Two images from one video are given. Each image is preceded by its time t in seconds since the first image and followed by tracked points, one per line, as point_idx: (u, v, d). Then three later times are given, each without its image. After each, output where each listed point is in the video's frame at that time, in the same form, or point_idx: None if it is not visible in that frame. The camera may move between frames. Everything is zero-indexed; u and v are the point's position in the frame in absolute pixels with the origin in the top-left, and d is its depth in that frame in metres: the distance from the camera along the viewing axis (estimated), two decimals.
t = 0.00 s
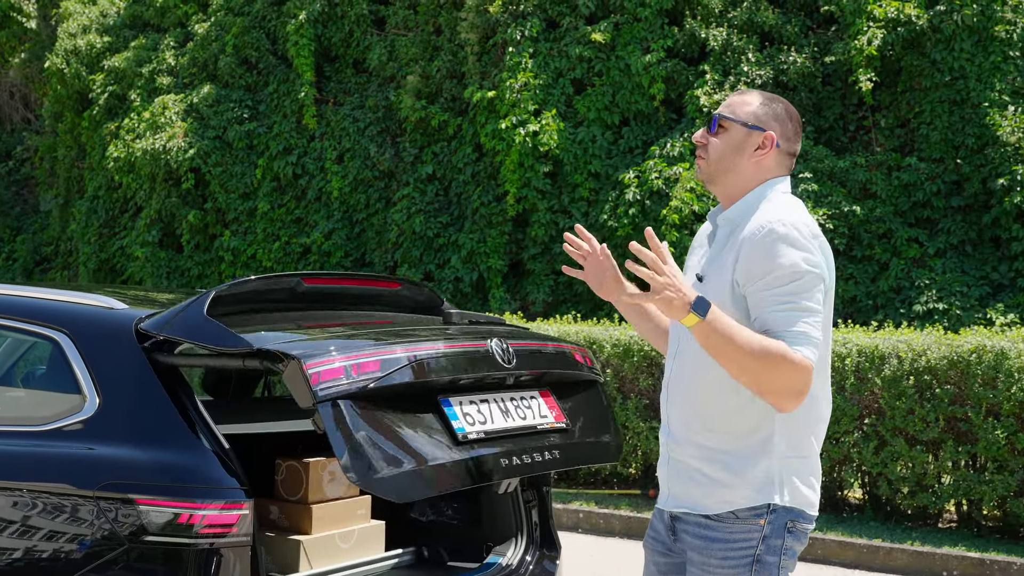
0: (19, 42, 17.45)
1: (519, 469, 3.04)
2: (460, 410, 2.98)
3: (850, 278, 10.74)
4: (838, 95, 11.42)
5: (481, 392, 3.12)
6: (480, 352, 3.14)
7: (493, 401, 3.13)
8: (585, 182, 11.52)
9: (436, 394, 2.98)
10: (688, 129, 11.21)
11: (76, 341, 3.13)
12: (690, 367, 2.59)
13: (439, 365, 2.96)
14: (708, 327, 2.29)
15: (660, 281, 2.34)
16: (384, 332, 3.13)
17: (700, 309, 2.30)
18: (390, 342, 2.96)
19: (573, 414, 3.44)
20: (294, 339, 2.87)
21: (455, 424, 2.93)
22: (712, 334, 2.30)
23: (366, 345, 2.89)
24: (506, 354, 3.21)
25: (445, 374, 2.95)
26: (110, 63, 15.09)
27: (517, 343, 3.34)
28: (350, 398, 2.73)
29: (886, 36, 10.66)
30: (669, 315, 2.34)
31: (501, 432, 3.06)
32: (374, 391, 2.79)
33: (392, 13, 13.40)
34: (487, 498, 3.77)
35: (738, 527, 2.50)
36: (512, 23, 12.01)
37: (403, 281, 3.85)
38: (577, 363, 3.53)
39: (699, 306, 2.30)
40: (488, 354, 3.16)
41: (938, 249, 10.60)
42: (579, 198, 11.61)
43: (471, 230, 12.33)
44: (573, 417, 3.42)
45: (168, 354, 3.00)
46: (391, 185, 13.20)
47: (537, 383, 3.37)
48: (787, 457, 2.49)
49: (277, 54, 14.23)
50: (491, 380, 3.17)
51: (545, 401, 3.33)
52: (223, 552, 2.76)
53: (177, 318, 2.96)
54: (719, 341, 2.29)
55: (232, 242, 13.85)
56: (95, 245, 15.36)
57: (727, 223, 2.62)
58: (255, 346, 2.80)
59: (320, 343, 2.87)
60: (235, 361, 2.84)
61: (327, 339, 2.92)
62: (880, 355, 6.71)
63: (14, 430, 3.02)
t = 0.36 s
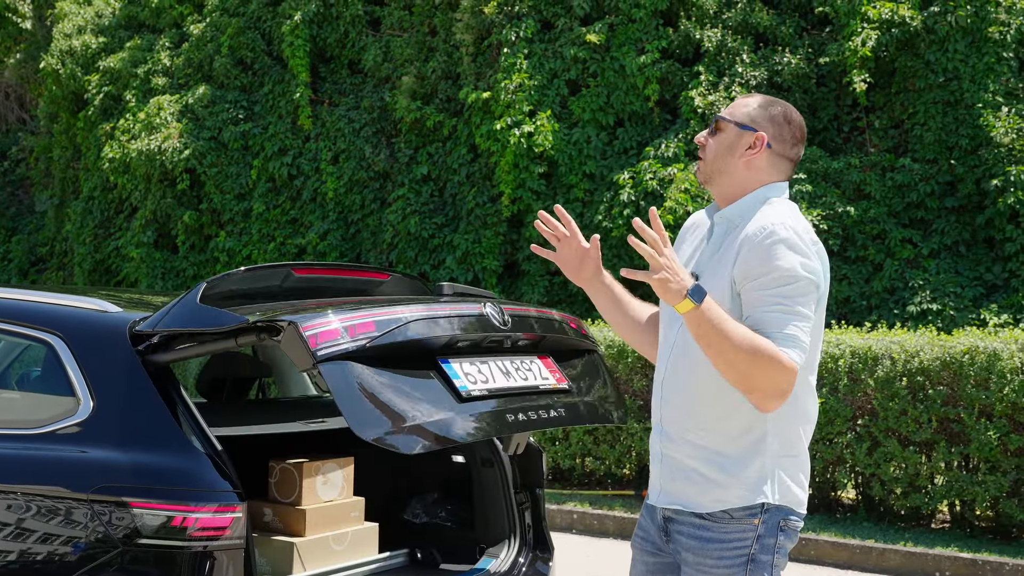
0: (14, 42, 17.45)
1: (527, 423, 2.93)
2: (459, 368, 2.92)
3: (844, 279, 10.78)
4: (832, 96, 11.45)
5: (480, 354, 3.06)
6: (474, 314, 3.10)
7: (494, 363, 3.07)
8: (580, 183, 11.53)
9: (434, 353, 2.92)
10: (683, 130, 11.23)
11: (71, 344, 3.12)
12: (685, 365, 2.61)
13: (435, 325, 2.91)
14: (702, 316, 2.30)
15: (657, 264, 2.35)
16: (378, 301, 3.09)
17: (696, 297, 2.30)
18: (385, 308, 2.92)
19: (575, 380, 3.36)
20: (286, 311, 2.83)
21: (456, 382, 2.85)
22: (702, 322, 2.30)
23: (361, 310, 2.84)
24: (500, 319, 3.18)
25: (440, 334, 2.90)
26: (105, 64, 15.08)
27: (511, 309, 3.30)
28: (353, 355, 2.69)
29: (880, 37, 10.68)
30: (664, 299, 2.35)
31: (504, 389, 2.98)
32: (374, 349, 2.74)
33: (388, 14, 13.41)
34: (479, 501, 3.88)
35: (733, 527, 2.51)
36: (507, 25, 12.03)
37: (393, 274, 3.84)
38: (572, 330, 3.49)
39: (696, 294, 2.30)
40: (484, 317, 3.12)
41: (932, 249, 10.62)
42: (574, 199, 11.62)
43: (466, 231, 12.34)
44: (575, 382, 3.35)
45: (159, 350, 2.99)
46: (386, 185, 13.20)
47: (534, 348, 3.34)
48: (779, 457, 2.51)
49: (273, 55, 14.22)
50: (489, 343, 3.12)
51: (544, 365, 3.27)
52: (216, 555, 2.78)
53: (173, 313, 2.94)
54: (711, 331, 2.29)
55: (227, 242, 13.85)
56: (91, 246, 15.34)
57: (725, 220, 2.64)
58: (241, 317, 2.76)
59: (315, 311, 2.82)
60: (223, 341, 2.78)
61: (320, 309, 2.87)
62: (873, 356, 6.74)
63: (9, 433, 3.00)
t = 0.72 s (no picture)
0: (11, 43, 17.47)
1: (532, 374, 2.91)
2: (455, 325, 2.87)
3: (840, 279, 10.80)
4: (829, 97, 11.46)
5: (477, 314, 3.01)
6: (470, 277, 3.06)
7: (490, 322, 3.02)
8: (576, 183, 11.54)
9: (430, 312, 2.88)
10: (680, 130, 11.24)
11: (64, 343, 3.12)
12: (674, 367, 2.62)
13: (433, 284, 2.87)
14: (674, 328, 2.35)
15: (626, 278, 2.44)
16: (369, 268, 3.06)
17: (666, 310, 2.36)
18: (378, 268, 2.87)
19: (575, 341, 3.33)
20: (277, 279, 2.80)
21: (454, 337, 2.80)
22: (676, 332, 2.35)
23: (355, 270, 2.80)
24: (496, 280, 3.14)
25: (438, 292, 2.86)
26: (103, 64, 15.09)
27: (502, 271, 3.26)
28: (351, 312, 2.65)
29: (876, 38, 10.70)
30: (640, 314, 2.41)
31: (504, 346, 2.94)
32: (371, 306, 2.70)
33: (384, 15, 13.39)
34: (474, 498, 3.90)
35: (721, 525, 2.52)
36: (504, 25, 12.04)
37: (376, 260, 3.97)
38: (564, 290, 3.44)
39: (666, 307, 2.36)
40: (477, 277, 3.07)
41: (928, 250, 10.62)
42: (571, 199, 11.62)
43: (463, 231, 12.34)
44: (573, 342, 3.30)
45: (151, 346, 3.01)
46: (383, 185, 13.19)
47: (528, 313, 3.30)
48: (766, 460, 2.52)
49: (270, 55, 14.21)
50: (484, 305, 3.08)
51: (540, 326, 3.23)
52: (210, 555, 2.78)
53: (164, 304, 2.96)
54: (683, 338, 2.35)
55: (225, 242, 13.85)
56: (88, 246, 15.34)
57: (707, 224, 2.66)
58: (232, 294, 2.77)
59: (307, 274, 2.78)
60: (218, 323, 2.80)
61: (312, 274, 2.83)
62: (869, 356, 6.76)
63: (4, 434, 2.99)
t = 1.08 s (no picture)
0: (8, 42, 17.43)
1: (538, 327, 2.90)
2: (456, 283, 2.85)
3: (839, 280, 10.81)
4: (828, 97, 11.47)
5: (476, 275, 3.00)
6: (461, 240, 3.07)
7: (490, 282, 3.01)
8: (575, 183, 11.53)
9: (429, 273, 2.86)
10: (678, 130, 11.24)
11: (64, 343, 3.09)
12: (657, 366, 2.63)
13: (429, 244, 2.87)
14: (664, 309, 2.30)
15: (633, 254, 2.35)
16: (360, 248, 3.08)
17: (660, 291, 2.31)
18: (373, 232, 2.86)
19: (577, 305, 3.32)
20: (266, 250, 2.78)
21: (457, 294, 2.78)
22: (664, 315, 2.30)
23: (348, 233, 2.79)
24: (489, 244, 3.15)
25: (434, 251, 2.85)
26: (100, 64, 15.08)
27: (497, 237, 3.25)
28: (344, 270, 2.63)
29: (875, 38, 10.70)
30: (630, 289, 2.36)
31: (506, 303, 2.92)
32: (367, 263, 2.69)
33: (382, 15, 13.38)
34: (476, 498, 3.83)
35: (706, 526, 2.52)
36: (502, 25, 12.03)
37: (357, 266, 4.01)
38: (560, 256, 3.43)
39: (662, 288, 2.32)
40: (470, 241, 3.07)
41: (927, 250, 10.61)
42: (570, 199, 11.60)
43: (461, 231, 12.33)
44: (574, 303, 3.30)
45: (150, 346, 3.01)
46: (382, 186, 13.17)
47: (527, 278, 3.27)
48: (745, 462, 2.48)
49: (267, 55, 14.19)
50: (483, 267, 3.07)
51: (540, 288, 3.21)
52: (211, 556, 2.77)
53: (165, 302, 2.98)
54: (667, 319, 2.29)
55: (223, 243, 13.83)
56: (86, 246, 15.34)
57: (697, 225, 2.66)
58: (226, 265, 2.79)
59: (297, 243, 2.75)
60: (215, 301, 2.80)
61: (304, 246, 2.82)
62: (869, 356, 6.75)
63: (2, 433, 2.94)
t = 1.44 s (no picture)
0: (7, 42, 17.41)
1: (537, 280, 2.91)
2: (455, 245, 2.88)
3: (838, 280, 10.82)
4: (827, 98, 11.48)
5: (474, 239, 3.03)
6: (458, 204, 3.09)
7: (489, 244, 3.02)
8: (575, 183, 11.53)
9: (427, 237, 2.88)
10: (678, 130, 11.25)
11: (66, 344, 3.08)
12: (654, 376, 2.66)
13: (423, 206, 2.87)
14: (720, 355, 2.33)
15: (684, 319, 2.33)
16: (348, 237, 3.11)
17: (712, 340, 2.32)
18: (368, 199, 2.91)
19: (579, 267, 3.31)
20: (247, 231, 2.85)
21: (454, 253, 2.80)
22: (720, 362, 2.33)
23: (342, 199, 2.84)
24: (485, 209, 3.13)
25: (430, 214, 2.87)
26: (99, 64, 15.08)
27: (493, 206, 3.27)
28: (340, 231, 2.69)
29: (874, 39, 10.72)
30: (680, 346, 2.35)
31: (505, 260, 2.93)
32: (361, 224, 2.74)
33: (382, 15, 13.38)
34: (478, 497, 3.84)
35: (708, 525, 2.52)
36: (502, 25, 12.03)
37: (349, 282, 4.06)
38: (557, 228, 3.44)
39: (713, 336, 2.32)
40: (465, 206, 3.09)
41: (926, 250, 10.61)
42: (569, 199, 11.59)
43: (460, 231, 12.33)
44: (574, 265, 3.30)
45: (152, 346, 3.06)
46: (381, 186, 13.17)
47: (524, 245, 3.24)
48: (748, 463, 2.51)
49: (266, 55, 14.19)
50: (480, 231, 3.08)
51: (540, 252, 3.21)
52: (214, 557, 2.78)
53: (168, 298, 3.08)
54: (726, 369, 2.33)
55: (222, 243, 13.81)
56: (85, 246, 15.34)
57: (691, 234, 2.73)
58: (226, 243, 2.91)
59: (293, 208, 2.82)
60: (215, 283, 2.89)
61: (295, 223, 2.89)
62: (869, 357, 6.76)
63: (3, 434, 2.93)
